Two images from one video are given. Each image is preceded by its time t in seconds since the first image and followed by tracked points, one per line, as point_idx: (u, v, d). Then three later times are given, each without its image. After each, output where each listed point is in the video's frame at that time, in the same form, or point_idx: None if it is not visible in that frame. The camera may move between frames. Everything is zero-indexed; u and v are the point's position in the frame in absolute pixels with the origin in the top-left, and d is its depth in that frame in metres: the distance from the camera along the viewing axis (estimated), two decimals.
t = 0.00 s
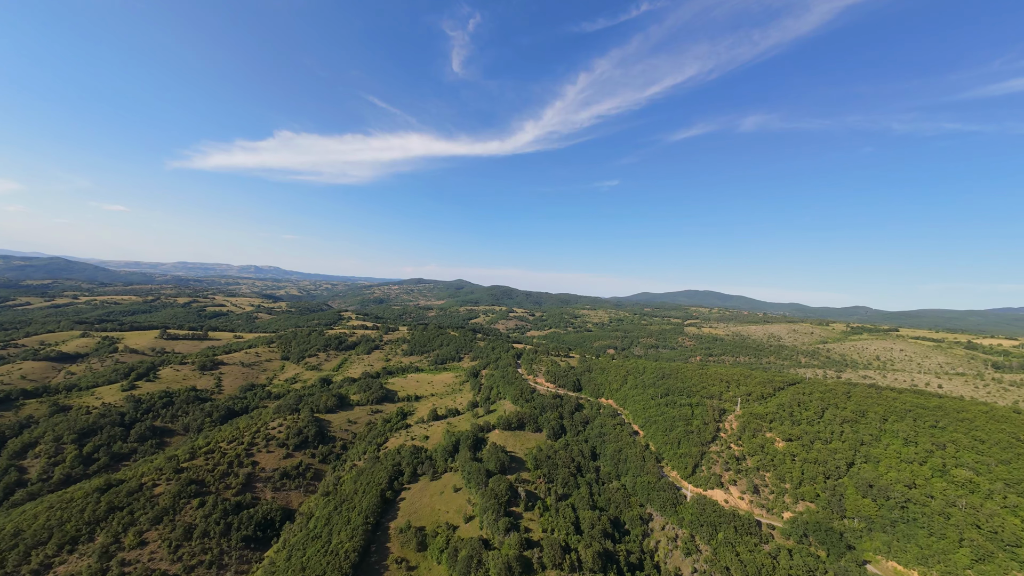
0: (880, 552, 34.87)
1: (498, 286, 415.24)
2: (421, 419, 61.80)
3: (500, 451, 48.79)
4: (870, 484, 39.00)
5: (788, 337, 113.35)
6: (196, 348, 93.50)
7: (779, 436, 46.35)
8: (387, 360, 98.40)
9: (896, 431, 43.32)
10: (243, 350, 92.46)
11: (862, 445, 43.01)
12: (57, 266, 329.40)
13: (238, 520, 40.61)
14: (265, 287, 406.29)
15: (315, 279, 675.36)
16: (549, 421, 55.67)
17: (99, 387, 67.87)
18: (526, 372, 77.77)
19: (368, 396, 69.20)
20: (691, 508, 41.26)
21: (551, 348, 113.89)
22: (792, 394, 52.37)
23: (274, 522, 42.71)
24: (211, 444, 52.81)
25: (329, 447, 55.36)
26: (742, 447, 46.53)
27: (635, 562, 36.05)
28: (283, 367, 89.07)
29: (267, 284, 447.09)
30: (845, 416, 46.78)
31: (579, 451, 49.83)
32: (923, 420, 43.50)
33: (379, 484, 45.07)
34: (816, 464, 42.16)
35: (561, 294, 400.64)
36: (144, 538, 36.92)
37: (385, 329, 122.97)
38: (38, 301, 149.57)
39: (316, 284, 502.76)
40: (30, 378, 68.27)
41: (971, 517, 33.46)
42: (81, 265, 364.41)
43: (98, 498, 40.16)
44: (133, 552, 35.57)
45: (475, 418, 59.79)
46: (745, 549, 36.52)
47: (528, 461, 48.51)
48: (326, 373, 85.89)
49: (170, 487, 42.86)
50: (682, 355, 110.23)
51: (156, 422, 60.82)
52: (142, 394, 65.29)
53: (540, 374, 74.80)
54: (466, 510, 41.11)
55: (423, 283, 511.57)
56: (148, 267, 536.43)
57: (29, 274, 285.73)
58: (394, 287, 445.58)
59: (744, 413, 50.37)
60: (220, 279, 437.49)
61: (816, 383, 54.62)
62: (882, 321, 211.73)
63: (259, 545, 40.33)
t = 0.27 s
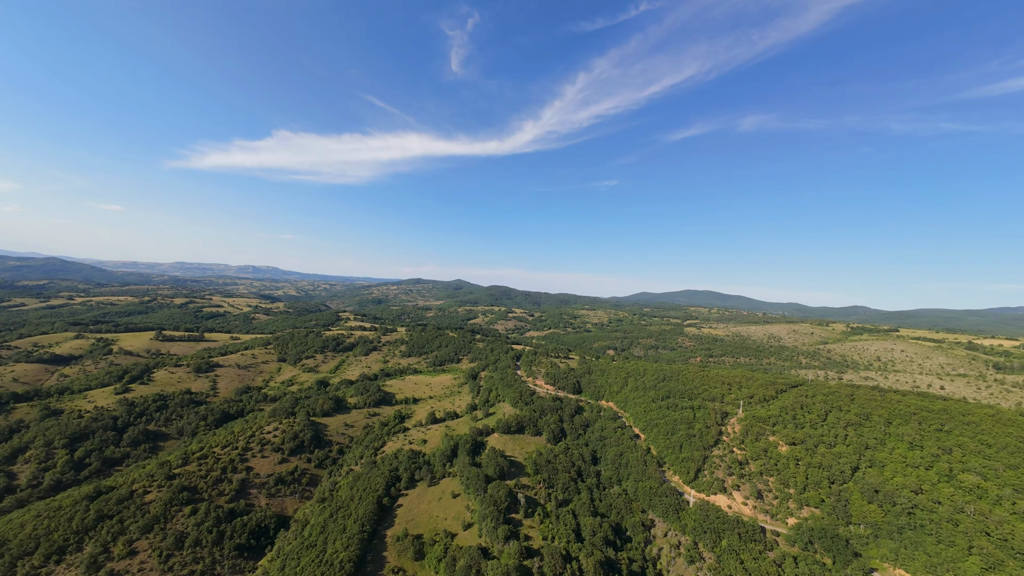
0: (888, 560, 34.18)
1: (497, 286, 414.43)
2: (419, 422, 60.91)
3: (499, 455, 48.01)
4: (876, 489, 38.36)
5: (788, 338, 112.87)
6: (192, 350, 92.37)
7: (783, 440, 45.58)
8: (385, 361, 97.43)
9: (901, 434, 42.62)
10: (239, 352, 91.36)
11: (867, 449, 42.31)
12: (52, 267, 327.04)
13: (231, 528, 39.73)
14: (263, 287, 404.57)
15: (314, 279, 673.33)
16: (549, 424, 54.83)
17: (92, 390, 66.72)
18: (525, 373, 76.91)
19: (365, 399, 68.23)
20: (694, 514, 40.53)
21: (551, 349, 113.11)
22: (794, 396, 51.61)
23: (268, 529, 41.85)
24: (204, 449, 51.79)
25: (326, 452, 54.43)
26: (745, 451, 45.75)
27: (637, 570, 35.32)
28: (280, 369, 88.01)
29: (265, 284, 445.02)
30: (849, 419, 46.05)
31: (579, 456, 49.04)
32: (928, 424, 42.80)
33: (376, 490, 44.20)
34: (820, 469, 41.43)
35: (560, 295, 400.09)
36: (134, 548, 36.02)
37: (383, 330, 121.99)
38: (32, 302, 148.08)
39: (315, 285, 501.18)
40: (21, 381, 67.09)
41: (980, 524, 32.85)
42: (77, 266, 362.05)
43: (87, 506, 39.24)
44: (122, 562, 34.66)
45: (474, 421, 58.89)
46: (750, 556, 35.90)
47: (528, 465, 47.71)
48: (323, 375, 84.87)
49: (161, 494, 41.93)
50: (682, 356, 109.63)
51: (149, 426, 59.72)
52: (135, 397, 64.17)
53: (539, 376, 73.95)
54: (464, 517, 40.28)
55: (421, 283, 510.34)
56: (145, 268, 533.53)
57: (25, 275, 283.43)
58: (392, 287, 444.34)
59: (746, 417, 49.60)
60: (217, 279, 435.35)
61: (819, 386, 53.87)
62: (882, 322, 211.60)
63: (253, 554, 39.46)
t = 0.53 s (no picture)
0: (894, 567, 33.54)
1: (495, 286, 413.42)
2: (417, 425, 60.02)
3: (498, 460, 47.19)
4: (881, 495, 37.72)
5: (788, 338, 112.33)
6: (187, 352, 91.07)
7: (786, 443, 44.81)
8: (382, 363, 96.42)
9: (906, 438, 41.94)
10: (234, 354, 90.14)
11: (872, 452, 41.62)
12: (47, 267, 324.15)
13: (224, 537, 38.83)
14: (260, 287, 402.46)
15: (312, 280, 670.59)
16: (548, 428, 54.00)
17: (84, 394, 65.46)
18: (524, 375, 76.04)
19: (362, 402, 67.22)
20: (697, 520, 39.81)
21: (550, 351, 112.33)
22: (797, 399, 50.85)
23: (261, 538, 40.97)
24: (197, 455, 50.75)
25: (321, 457, 53.49)
26: (747, 455, 44.98)
27: None
28: (275, 371, 86.86)
29: (263, 285, 442.68)
30: (852, 422, 45.32)
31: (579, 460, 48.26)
32: (932, 427, 42.09)
33: (372, 497, 43.32)
34: (825, 473, 40.73)
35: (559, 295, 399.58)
36: (123, 559, 35.08)
37: (380, 331, 120.80)
38: (26, 303, 146.20)
39: (312, 285, 499.00)
40: (12, 385, 65.75)
41: (989, 531, 32.27)
42: (71, 266, 357.50)
43: (75, 515, 38.28)
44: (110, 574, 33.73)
45: (473, 424, 58.02)
46: (754, 564, 35.26)
47: (527, 470, 46.89)
48: (319, 378, 83.76)
49: (152, 502, 40.99)
50: (682, 357, 108.97)
51: (142, 430, 58.55)
52: (128, 400, 62.95)
53: (538, 378, 73.08)
54: (463, 525, 39.48)
55: (420, 283, 509.11)
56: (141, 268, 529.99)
57: (19, 275, 280.70)
58: (391, 288, 442.84)
59: (749, 420, 48.84)
60: (215, 280, 432.65)
61: (822, 388, 53.08)
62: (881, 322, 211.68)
63: (246, 564, 38.58)
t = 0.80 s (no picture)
0: None
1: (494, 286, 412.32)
2: (414, 429, 59.08)
3: (496, 466, 46.34)
4: (887, 500, 37.08)
5: (787, 338, 111.80)
6: (181, 354, 89.71)
7: (789, 447, 44.06)
8: (380, 366, 95.34)
9: (911, 441, 41.26)
10: (229, 356, 88.87)
11: (877, 456, 40.94)
12: (41, 268, 321.12)
13: (215, 547, 37.83)
14: (258, 288, 400.12)
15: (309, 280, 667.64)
16: (548, 432, 53.14)
17: (76, 398, 64.07)
18: (523, 377, 75.15)
19: (358, 405, 66.20)
20: (700, 527, 39.05)
21: (549, 352, 111.51)
22: (799, 401, 50.10)
23: (254, 548, 39.98)
24: (189, 461, 49.65)
25: (317, 463, 52.48)
26: (750, 460, 44.24)
27: None
28: (271, 374, 85.62)
29: (260, 285, 439.82)
30: (856, 425, 44.62)
31: (579, 465, 47.41)
32: (937, 430, 41.41)
33: (369, 505, 42.36)
34: (829, 479, 40.00)
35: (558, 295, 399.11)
36: (110, 571, 34.03)
37: (378, 333, 119.58)
38: (19, 304, 144.16)
39: (310, 286, 496.44)
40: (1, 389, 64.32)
41: (998, 538, 31.60)
42: (65, 267, 354.53)
43: (62, 526, 37.23)
44: None
45: (471, 428, 57.10)
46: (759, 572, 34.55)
47: (527, 476, 46.04)
48: (316, 380, 82.58)
49: (141, 512, 39.92)
50: (681, 358, 108.32)
51: (134, 435, 57.27)
52: (120, 405, 61.64)
53: (537, 381, 72.17)
54: (461, 533, 38.60)
55: (418, 284, 507.46)
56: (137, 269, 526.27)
57: (12, 276, 277.80)
58: (389, 288, 440.97)
59: (751, 423, 48.07)
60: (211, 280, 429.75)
61: (824, 390, 52.36)
62: (879, 322, 211.83)
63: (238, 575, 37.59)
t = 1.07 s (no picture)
0: None
1: (492, 287, 410.99)
2: (411, 434, 58.03)
3: (495, 473, 45.41)
4: (894, 506, 36.39)
5: (787, 339, 111.35)
6: (174, 357, 88.10)
7: (793, 451, 43.25)
8: (376, 368, 94.09)
9: (916, 445, 40.56)
10: (223, 360, 87.37)
11: (882, 461, 40.24)
12: (33, 270, 317.00)
13: (205, 559, 36.67)
14: (254, 289, 396.94)
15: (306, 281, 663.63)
16: (547, 436, 52.18)
17: (64, 404, 62.34)
18: (522, 380, 74.16)
19: (354, 410, 65.03)
20: (703, 535, 38.26)
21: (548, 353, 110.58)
22: (802, 404, 49.33)
23: (246, 559, 38.81)
24: (180, 469, 48.33)
25: (312, 469, 51.34)
26: (753, 465, 43.42)
27: None
28: (265, 378, 84.20)
29: (255, 286, 436.07)
30: (860, 428, 43.88)
31: (580, 470, 46.51)
32: (943, 434, 40.71)
33: (364, 514, 41.26)
34: (834, 484, 39.26)
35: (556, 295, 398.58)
36: None
37: (374, 335, 118.19)
38: (9, 307, 141.64)
39: (306, 287, 492.81)
40: None
41: (1009, 546, 30.90)
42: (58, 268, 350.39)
43: (46, 539, 35.96)
44: None
45: (469, 433, 56.06)
46: None
47: (526, 482, 45.09)
48: (311, 384, 81.24)
49: (129, 523, 38.67)
50: (681, 359, 107.59)
51: (124, 442, 55.76)
52: (110, 410, 60.06)
53: (536, 383, 71.20)
54: (459, 543, 37.60)
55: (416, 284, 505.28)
56: (131, 270, 521.32)
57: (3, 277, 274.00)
58: (386, 289, 438.41)
59: (754, 426, 47.22)
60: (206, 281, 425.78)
61: (827, 392, 51.63)
62: (878, 321, 212.18)
63: None
